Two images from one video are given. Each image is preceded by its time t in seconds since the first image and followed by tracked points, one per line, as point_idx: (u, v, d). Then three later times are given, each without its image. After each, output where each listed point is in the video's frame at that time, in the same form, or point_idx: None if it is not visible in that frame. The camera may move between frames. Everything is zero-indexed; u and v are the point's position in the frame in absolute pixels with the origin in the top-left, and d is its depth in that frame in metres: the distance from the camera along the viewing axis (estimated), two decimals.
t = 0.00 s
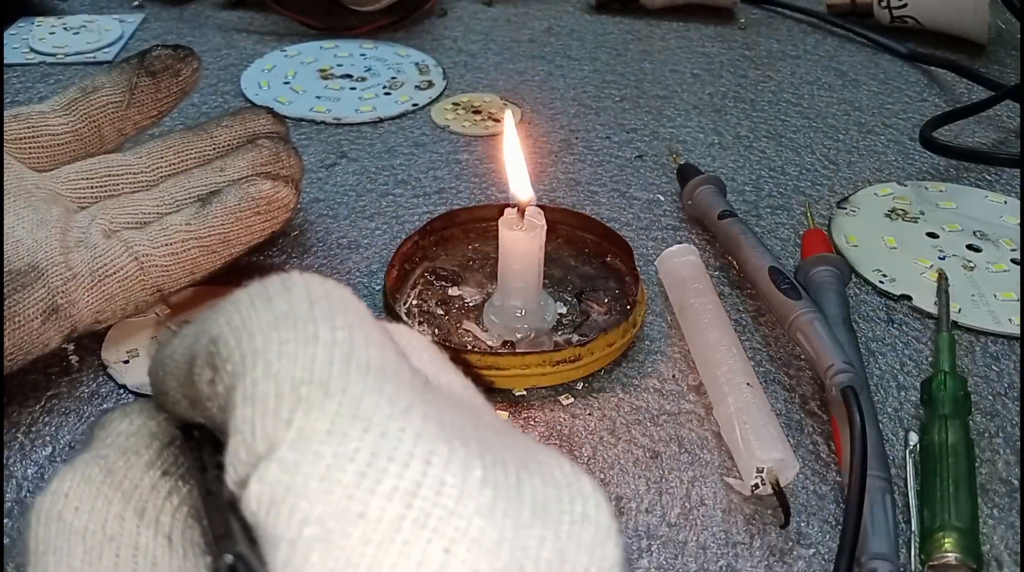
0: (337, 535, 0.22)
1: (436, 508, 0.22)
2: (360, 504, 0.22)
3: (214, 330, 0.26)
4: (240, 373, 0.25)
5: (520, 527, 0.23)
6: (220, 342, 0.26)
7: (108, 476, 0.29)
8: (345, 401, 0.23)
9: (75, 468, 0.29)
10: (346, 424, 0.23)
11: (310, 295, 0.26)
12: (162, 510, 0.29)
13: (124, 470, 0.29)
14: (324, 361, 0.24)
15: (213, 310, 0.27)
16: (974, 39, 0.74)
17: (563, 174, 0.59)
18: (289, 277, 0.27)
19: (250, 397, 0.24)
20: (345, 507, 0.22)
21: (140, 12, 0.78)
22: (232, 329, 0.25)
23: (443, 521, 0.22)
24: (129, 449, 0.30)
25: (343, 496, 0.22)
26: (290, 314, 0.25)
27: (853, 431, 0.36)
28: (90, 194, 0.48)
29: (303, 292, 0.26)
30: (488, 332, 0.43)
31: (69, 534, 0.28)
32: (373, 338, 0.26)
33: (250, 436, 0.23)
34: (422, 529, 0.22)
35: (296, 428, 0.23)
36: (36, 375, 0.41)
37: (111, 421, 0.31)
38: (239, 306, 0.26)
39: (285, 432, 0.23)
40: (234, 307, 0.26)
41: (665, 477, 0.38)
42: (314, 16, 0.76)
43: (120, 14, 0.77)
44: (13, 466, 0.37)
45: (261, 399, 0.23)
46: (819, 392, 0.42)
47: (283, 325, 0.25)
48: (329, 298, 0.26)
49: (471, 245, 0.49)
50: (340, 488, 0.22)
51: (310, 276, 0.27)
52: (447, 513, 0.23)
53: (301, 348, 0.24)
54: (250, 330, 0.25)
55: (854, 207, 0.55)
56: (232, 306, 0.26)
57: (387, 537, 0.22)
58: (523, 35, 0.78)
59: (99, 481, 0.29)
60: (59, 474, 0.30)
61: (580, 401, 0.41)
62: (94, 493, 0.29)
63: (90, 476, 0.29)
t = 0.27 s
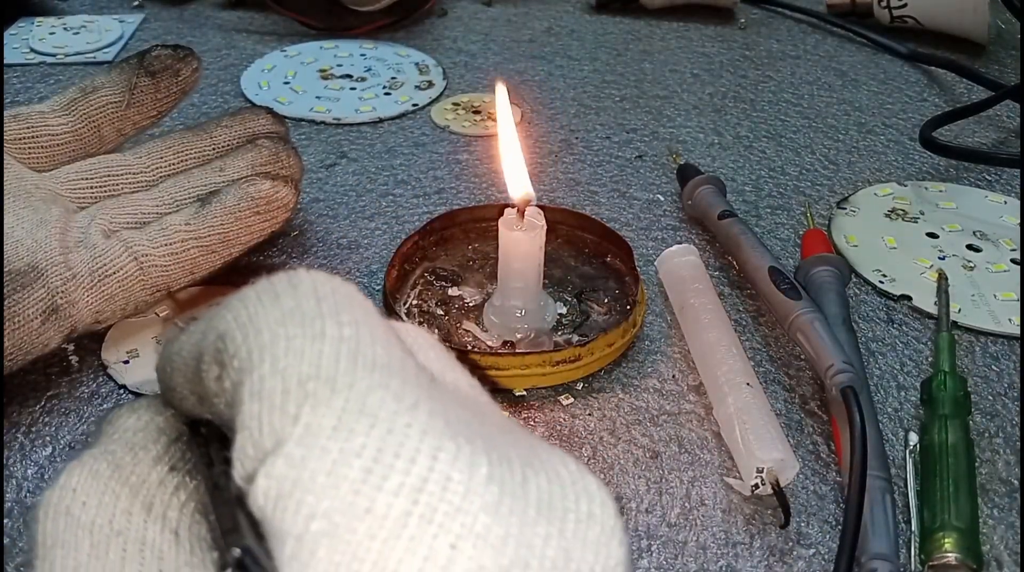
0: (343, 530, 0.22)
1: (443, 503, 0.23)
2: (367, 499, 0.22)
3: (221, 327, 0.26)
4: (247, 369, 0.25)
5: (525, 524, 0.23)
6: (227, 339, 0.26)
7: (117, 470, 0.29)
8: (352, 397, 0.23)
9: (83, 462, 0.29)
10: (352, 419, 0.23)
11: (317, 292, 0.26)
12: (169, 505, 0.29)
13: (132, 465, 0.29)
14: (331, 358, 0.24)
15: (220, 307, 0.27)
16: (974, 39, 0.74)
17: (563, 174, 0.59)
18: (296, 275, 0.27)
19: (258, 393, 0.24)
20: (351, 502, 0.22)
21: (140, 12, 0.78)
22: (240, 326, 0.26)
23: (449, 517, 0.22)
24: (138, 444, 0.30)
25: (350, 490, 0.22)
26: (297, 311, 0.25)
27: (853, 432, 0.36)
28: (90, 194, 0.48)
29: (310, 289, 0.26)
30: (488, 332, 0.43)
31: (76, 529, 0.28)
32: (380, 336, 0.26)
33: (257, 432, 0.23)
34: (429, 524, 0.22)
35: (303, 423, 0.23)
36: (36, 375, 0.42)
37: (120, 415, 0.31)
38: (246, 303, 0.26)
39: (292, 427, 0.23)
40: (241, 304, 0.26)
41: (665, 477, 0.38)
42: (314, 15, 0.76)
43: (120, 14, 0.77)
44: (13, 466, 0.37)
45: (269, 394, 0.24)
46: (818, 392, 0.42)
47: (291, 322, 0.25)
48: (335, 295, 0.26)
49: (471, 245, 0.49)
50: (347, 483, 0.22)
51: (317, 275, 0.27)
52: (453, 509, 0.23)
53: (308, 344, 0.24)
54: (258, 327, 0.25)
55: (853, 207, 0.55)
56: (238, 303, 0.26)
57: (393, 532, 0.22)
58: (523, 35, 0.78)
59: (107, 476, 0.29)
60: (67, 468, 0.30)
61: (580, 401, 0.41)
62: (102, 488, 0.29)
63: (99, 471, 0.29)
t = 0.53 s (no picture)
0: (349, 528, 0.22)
1: (448, 504, 0.22)
2: (373, 498, 0.22)
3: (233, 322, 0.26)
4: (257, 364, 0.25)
5: (530, 527, 0.23)
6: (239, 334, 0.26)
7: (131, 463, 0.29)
8: (362, 395, 0.23)
9: (97, 453, 0.29)
10: (362, 418, 0.23)
11: (330, 289, 0.26)
12: (181, 498, 0.28)
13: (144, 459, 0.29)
14: (342, 356, 0.24)
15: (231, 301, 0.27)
16: (974, 39, 0.74)
17: (563, 174, 0.59)
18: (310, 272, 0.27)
19: (267, 388, 0.24)
20: (357, 500, 0.22)
21: (140, 12, 0.78)
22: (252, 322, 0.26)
23: (454, 518, 0.22)
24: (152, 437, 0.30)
25: (356, 489, 0.22)
26: (309, 309, 0.25)
27: (853, 432, 0.36)
28: (90, 193, 0.48)
29: (324, 287, 0.26)
30: (488, 332, 0.43)
31: (89, 522, 0.28)
32: (391, 334, 0.25)
33: (267, 427, 0.23)
34: (434, 525, 0.22)
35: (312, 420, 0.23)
36: (36, 375, 0.41)
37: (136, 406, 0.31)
38: (260, 300, 0.26)
39: (301, 424, 0.23)
40: (254, 300, 0.26)
41: (665, 477, 0.38)
42: (314, 16, 0.76)
43: (120, 14, 0.77)
44: (13, 466, 0.37)
45: (279, 391, 0.23)
46: (818, 392, 0.42)
47: (302, 319, 0.25)
48: (348, 293, 0.26)
49: (471, 245, 0.49)
50: (354, 482, 0.22)
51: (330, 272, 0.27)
52: (458, 510, 0.22)
53: (319, 342, 0.24)
54: (271, 322, 0.25)
55: (854, 207, 0.55)
56: (251, 299, 0.26)
57: (398, 531, 0.22)
58: (523, 35, 0.78)
59: (120, 469, 0.29)
60: (81, 458, 0.30)
61: (580, 401, 0.41)
62: (114, 481, 0.29)
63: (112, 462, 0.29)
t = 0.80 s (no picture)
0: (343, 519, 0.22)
1: (441, 494, 0.22)
2: (367, 490, 0.22)
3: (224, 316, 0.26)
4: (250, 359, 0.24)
5: (524, 516, 0.22)
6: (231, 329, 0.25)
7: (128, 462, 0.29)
8: (354, 387, 0.23)
9: (96, 454, 0.30)
10: (355, 410, 0.22)
11: (321, 283, 0.25)
12: (179, 496, 0.28)
13: (141, 457, 0.29)
14: (335, 349, 0.24)
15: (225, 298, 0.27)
16: (974, 39, 0.74)
17: (563, 174, 0.59)
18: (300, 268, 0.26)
19: (261, 383, 0.23)
20: (352, 491, 0.22)
21: (140, 12, 0.78)
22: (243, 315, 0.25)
23: (448, 508, 0.22)
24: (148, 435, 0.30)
25: (350, 480, 0.22)
26: (301, 303, 0.25)
27: (853, 431, 0.36)
28: (90, 194, 0.48)
29: (315, 282, 0.26)
30: (488, 332, 0.43)
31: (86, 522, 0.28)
32: (383, 328, 0.25)
33: (259, 422, 0.23)
34: (427, 515, 0.22)
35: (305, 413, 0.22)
36: (36, 375, 0.42)
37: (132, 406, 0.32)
38: (252, 295, 0.26)
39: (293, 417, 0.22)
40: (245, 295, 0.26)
41: (665, 477, 0.38)
42: (315, 16, 0.76)
43: (120, 14, 0.77)
44: (13, 466, 0.37)
45: (272, 384, 0.23)
46: (819, 392, 0.42)
47: (294, 313, 0.24)
48: (340, 288, 0.26)
49: (471, 245, 0.49)
50: (348, 474, 0.22)
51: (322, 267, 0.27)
52: (452, 500, 0.22)
53: (312, 336, 0.24)
54: (263, 317, 0.25)
55: (853, 207, 0.55)
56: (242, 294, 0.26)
57: (392, 522, 0.22)
58: (523, 35, 0.78)
59: (117, 468, 0.29)
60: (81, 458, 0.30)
61: (580, 401, 0.41)
62: (111, 480, 0.29)
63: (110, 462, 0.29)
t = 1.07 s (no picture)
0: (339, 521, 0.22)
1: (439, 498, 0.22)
2: (365, 491, 0.22)
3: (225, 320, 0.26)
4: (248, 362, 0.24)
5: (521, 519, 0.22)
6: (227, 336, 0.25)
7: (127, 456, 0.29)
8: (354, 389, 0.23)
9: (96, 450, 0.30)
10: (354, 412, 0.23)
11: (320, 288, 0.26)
12: (179, 495, 0.28)
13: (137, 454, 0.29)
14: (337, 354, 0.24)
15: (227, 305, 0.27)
16: (974, 40, 0.74)
17: (563, 174, 0.59)
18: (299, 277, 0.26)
19: (261, 383, 0.23)
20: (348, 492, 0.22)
21: (140, 12, 0.78)
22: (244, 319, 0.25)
23: (448, 507, 0.22)
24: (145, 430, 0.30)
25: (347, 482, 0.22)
26: (299, 305, 0.25)
27: (853, 431, 0.36)
28: (90, 194, 0.48)
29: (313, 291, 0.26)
30: (488, 332, 0.43)
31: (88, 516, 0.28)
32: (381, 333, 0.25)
33: (260, 422, 0.23)
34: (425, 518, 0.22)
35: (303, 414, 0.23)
36: (36, 375, 0.42)
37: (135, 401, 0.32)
38: (251, 294, 0.26)
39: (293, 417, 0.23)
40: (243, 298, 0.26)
41: (665, 477, 0.38)
42: (315, 16, 0.76)
43: (120, 14, 0.77)
44: (13, 466, 0.37)
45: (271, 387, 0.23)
46: (819, 392, 0.42)
47: (294, 313, 0.25)
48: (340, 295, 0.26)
49: (471, 245, 0.49)
50: (348, 473, 0.22)
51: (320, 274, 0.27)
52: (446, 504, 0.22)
53: (311, 336, 0.24)
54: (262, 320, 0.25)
55: (853, 207, 0.55)
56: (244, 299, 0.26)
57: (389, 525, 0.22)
58: (523, 35, 0.78)
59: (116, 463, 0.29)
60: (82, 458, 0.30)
61: (580, 401, 0.41)
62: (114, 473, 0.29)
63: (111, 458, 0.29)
